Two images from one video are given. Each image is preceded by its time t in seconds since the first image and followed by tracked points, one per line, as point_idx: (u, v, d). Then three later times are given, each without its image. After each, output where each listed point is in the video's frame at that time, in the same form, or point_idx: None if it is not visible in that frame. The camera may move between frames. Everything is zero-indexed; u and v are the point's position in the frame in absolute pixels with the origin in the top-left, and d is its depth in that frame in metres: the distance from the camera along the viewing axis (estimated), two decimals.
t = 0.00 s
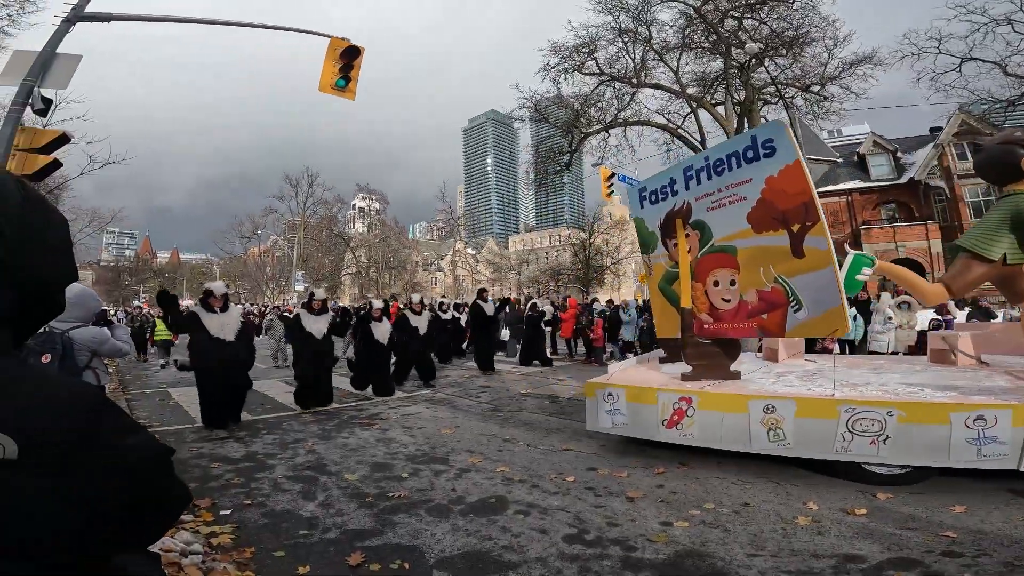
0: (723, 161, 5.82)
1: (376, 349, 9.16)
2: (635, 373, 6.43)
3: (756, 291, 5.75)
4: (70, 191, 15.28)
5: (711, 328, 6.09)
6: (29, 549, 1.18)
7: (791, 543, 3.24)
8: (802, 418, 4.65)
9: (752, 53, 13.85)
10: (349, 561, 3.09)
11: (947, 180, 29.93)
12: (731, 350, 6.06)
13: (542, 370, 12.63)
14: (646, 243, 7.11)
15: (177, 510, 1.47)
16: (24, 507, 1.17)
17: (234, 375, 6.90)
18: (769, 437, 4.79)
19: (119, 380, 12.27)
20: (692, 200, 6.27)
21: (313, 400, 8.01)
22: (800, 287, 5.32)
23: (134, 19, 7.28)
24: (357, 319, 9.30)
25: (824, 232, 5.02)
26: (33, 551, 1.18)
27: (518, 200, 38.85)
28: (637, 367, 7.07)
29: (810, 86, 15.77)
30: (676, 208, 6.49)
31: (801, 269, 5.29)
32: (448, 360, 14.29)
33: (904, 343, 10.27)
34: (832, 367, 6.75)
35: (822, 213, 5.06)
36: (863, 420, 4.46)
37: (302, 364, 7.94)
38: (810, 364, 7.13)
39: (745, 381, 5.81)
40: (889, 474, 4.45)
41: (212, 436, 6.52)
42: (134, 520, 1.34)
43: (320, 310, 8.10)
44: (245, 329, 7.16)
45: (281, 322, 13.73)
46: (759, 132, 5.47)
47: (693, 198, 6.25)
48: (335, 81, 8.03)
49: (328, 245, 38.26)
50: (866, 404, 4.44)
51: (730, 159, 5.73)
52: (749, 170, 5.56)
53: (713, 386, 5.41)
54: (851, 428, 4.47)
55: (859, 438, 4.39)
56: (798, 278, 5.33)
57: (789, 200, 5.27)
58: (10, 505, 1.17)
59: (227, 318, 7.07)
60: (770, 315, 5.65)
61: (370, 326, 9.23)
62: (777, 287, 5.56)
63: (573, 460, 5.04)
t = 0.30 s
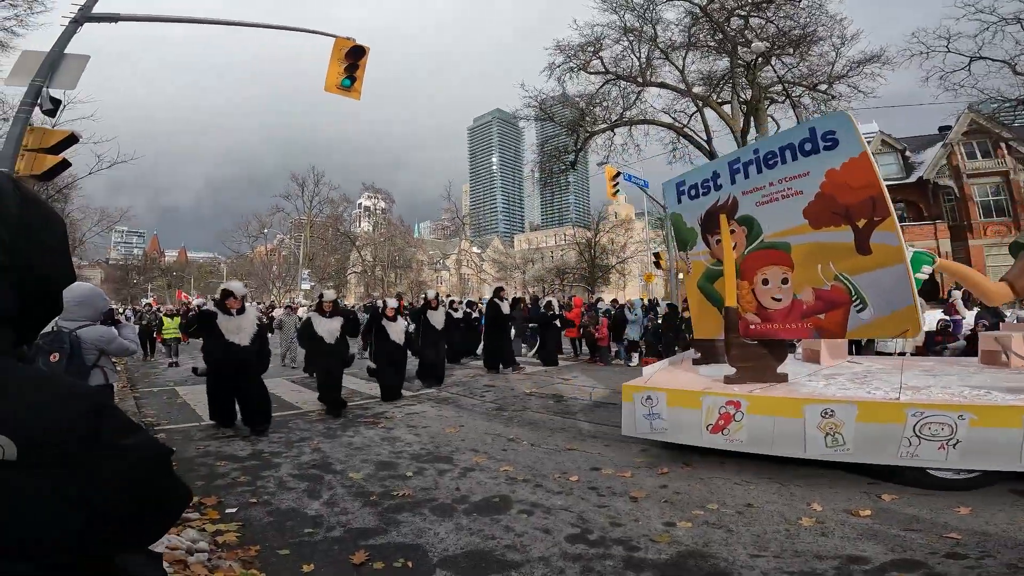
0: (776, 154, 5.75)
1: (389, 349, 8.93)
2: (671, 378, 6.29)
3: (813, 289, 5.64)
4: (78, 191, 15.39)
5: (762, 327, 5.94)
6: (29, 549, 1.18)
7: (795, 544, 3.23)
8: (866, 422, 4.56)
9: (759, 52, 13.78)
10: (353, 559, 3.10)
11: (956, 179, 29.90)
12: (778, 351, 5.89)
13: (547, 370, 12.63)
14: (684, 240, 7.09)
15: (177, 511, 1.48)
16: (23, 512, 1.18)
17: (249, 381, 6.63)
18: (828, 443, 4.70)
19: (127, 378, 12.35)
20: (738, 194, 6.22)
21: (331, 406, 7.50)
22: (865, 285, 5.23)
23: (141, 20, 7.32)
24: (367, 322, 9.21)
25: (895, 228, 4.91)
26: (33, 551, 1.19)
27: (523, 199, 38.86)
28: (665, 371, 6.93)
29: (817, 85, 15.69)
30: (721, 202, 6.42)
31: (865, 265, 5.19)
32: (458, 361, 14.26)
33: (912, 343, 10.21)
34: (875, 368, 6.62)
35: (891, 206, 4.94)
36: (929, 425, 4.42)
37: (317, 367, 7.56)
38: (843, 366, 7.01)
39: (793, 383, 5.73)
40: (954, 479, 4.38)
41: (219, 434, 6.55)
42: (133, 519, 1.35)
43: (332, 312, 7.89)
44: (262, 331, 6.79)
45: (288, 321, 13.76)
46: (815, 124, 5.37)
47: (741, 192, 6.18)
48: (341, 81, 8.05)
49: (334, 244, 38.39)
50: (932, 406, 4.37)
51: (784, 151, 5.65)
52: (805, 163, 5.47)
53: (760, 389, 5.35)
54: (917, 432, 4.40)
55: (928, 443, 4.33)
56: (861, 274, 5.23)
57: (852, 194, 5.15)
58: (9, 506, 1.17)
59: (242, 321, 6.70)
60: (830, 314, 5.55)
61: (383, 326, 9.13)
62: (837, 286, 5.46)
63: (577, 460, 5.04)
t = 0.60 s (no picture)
0: (836, 147, 5.74)
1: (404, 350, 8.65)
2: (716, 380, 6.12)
3: (876, 288, 5.63)
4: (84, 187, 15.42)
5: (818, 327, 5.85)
6: (28, 548, 1.21)
7: (799, 544, 3.23)
8: (934, 427, 4.48)
9: (765, 51, 13.72)
10: (357, 558, 3.11)
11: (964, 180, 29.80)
12: (828, 351, 5.77)
13: (551, 369, 12.63)
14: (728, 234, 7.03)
15: (182, 509, 1.47)
16: (23, 512, 1.20)
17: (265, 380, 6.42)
18: (891, 448, 4.61)
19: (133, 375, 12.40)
20: (790, 188, 6.20)
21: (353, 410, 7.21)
22: (936, 285, 5.25)
23: (149, 18, 7.34)
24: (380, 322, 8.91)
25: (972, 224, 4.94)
26: (33, 551, 1.21)
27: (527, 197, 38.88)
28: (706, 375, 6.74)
29: (825, 85, 15.61)
30: (771, 196, 6.40)
31: (938, 264, 5.20)
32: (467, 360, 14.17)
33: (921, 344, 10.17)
34: (928, 369, 6.50)
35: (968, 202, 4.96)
36: (1000, 430, 4.37)
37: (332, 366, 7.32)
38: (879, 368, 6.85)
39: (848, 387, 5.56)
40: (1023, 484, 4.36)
41: (224, 431, 6.57)
42: (134, 519, 1.36)
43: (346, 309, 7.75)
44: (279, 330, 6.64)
45: (293, 320, 13.76)
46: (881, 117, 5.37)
47: (794, 186, 6.15)
48: (347, 79, 8.06)
49: (338, 242, 38.46)
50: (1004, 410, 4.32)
51: (846, 143, 5.64)
52: (869, 156, 5.47)
53: (814, 392, 5.21)
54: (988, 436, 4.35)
55: (1001, 448, 4.28)
56: (932, 274, 5.26)
57: (922, 188, 5.15)
58: (10, 506, 1.19)
59: (260, 319, 6.55)
60: (895, 314, 5.55)
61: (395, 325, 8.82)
62: (904, 285, 5.46)
63: (581, 459, 5.04)
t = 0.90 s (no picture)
0: (908, 141, 5.77)
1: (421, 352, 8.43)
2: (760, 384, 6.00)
3: (949, 286, 5.70)
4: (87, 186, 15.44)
5: (887, 326, 5.81)
6: (28, 549, 1.21)
7: (800, 545, 3.23)
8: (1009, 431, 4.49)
9: (768, 52, 13.68)
10: (358, 557, 3.11)
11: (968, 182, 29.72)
12: (889, 354, 5.68)
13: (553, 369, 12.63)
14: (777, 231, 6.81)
15: (186, 509, 1.44)
16: (22, 514, 1.19)
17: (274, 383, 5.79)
18: (962, 453, 4.60)
19: (135, 374, 12.42)
20: (853, 182, 6.15)
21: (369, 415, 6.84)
22: (1016, 283, 5.40)
23: (153, 17, 7.35)
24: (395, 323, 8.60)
25: None
26: (33, 551, 1.21)
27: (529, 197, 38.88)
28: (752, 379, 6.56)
29: (828, 85, 15.58)
30: (830, 191, 6.32)
31: (1019, 263, 5.36)
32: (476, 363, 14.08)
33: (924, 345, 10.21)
34: (981, 372, 6.46)
35: None
36: None
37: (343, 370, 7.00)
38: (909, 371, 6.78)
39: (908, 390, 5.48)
40: None
41: (226, 430, 6.58)
42: (136, 519, 1.33)
43: (362, 309, 7.26)
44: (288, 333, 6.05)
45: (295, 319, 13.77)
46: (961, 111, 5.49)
47: (857, 181, 6.12)
48: (351, 79, 8.07)
49: (340, 240, 38.51)
50: None
51: (920, 137, 5.68)
52: (947, 150, 5.55)
53: (880, 397, 5.13)
54: None
55: None
56: (1013, 273, 5.41)
57: (1007, 185, 5.30)
58: (10, 505, 1.19)
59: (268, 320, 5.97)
60: (970, 314, 5.63)
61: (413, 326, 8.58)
62: (981, 284, 5.57)
63: (583, 459, 5.05)
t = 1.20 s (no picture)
0: (972, 136, 5.66)
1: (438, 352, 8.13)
2: (805, 387, 5.91)
3: (1014, 285, 5.60)
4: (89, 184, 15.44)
5: (947, 327, 5.70)
6: (29, 548, 1.20)
7: (802, 546, 3.23)
8: None
9: (770, 51, 13.66)
10: (360, 557, 3.11)
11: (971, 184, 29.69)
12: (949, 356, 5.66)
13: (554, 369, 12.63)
14: (824, 228, 6.64)
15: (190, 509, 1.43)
16: (21, 512, 1.19)
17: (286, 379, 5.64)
18: None
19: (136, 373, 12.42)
20: (911, 177, 6.01)
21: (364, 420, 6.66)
22: None
23: (156, 16, 7.35)
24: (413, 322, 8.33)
25: None
26: (33, 551, 1.21)
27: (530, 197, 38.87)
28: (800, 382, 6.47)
29: (830, 86, 15.55)
30: (885, 186, 6.17)
31: None
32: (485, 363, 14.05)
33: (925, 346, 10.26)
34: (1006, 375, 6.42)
35: None
36: None
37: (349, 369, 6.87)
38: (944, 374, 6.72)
39: (962, 394, 5.53)
40: None
41: (227, 429, 6.58)
42: (139, 520, 1.32)
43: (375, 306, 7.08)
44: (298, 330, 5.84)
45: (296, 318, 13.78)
46: None
47: (916, 176, 5.98)
48: (353, 78, 8.07)
49: (341, 240, 38.53)
50: None
51: (986, 130, 5.57)
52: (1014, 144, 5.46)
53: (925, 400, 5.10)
54: None
55: None
56: None
57: None
58: (9, 505, 1.19)
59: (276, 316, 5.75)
60: None
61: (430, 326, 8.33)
62: None
63: (585, 459, 5.05)
